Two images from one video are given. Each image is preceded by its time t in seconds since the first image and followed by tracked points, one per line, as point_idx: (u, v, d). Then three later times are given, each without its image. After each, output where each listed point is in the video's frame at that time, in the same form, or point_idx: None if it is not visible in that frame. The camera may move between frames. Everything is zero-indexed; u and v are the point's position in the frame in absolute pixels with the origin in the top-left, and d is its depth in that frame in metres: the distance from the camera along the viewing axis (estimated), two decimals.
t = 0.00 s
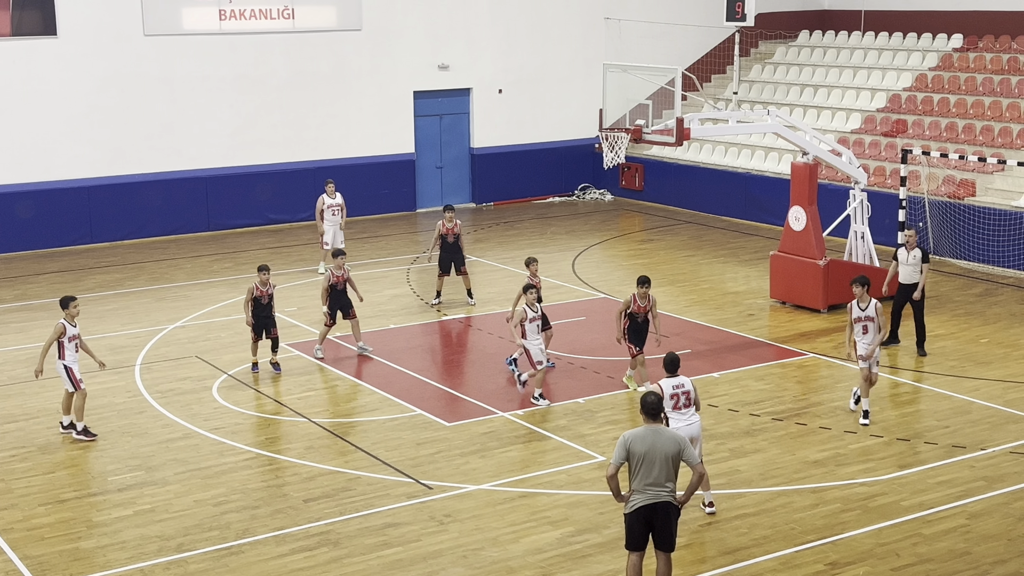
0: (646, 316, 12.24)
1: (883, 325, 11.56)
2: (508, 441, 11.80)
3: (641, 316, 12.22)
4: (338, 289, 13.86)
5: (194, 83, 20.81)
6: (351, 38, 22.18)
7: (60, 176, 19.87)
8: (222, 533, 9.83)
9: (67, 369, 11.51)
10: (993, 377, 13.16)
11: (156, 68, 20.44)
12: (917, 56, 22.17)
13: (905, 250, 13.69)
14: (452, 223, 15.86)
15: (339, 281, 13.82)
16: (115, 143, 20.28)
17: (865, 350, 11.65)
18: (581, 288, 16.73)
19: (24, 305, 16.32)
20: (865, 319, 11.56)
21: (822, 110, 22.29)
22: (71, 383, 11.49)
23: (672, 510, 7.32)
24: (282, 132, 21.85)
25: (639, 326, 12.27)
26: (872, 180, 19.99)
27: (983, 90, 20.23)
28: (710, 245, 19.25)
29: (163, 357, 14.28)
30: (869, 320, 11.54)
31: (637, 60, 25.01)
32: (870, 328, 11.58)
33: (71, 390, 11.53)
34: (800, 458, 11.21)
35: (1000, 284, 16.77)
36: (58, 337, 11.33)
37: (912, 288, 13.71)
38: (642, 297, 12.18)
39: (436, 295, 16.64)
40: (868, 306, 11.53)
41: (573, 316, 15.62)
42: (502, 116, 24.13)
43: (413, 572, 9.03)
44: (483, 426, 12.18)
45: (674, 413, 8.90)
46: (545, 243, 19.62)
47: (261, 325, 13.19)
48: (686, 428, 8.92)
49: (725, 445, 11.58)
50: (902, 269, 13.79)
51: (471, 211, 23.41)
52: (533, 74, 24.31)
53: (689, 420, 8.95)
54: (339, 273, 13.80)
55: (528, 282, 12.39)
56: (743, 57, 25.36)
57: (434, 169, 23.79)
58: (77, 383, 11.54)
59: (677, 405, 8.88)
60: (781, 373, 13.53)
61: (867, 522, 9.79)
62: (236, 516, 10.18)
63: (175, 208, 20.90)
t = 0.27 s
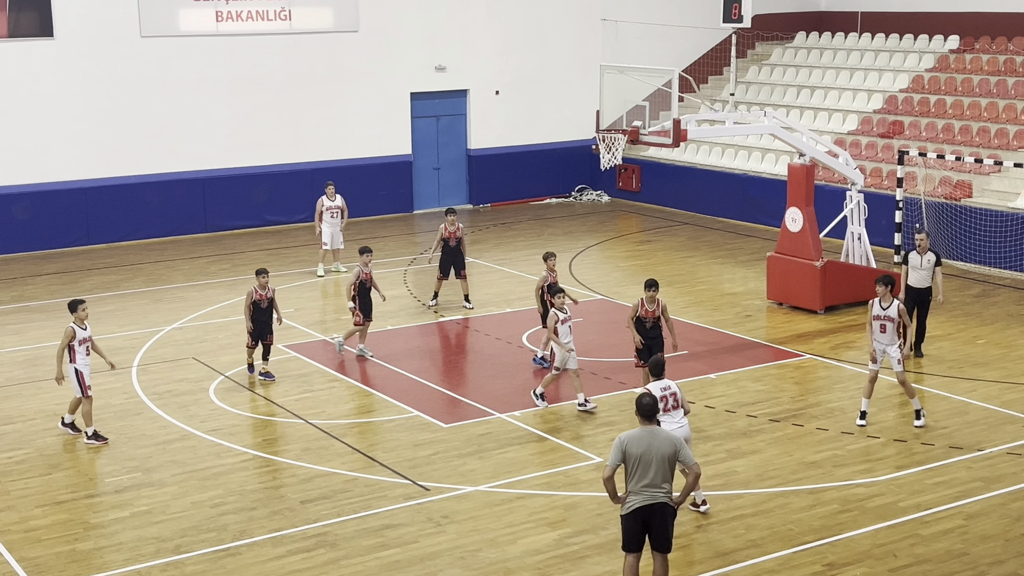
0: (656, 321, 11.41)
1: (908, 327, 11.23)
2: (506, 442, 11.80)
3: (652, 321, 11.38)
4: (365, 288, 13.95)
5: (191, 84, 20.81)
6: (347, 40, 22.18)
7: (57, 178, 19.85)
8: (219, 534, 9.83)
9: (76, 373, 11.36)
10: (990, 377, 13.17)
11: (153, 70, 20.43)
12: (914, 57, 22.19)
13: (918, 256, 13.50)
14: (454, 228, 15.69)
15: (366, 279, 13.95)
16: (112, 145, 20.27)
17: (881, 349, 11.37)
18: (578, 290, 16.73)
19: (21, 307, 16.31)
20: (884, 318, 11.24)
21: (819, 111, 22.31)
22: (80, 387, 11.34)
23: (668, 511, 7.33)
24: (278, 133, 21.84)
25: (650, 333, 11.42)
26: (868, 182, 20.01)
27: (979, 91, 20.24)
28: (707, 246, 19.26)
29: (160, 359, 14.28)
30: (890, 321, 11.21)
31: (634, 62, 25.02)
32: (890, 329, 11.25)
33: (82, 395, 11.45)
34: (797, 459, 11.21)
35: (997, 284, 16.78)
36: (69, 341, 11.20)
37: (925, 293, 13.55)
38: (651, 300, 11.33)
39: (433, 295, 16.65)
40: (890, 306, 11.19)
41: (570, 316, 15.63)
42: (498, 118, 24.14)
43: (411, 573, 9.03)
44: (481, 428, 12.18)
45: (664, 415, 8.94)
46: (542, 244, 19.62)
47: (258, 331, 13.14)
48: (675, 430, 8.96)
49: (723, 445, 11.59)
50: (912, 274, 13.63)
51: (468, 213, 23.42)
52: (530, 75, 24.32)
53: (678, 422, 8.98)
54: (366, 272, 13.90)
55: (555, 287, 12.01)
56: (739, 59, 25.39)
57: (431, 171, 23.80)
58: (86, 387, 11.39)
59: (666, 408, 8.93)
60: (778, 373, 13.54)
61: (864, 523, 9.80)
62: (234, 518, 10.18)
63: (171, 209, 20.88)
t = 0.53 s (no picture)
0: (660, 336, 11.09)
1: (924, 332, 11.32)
2: (501, 444, 11.81)
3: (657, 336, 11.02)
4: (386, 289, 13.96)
5: (185, 86, 20.80)
6: (342, 42, 22.18)
7: (51, 180, 19.83)
8: (214, 537, 9.82)
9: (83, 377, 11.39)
10: (984, 379, 13.19)
11: (147, 72, 20.41)
12: (908, 60, 22.22)
13: (922, 263, 13.06)
14: (452, 228, 15.81)
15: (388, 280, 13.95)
16: (107, 147, 20.25)
17: (898, 351, 11.43)
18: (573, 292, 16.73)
19: (15, 310, 16.28)
20: (901, 322, 11.36)
21: (814, 114, 22.34)
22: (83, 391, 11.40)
23: (663, 513, 7.32)
24: (273, 135, 21.83)
25: (653, 347, 11.08)
26: (862, 184, 20.04)
27: (974, 93, 20.26)
28: (701, 249, 19.27)
29: (155, 361, 14.26)
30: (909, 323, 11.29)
31: (629, 64, 25.04)
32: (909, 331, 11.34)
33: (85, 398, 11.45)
34: (792, 461, 11.22)
35: (991, 287, 16.80)
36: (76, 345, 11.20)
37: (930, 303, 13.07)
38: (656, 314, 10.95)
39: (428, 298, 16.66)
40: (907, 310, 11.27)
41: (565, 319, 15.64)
42: (493, 120, 24.14)
43: None
44: (476, 430, 12.18)
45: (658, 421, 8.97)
46: (536, 247, 19.63)
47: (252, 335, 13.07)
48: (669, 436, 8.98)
49: (717, 448, 11.59)
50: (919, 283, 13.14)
51: (463, 215, 23.42)
52: (524, 78, 24.32)
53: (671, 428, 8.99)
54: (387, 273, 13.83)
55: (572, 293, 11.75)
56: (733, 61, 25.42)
57: (426, 173, 23.79)
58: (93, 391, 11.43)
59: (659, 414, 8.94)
60: (773, 375, 13.56)
61: (859, 525, 9.80)
62: (228, 521, 10.17)
63: (166, 212, 20.87)
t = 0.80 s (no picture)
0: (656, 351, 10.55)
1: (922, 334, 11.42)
2: (493, 448, 11.80)
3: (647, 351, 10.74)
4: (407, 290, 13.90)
5: (177, 90, 20.78)
6: (334, 45, 22.17)
7: (43, 184, 19.79)
8: (206, 542, 9.80)
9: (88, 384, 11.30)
10: (976, 382, 13.21)
11: (139, 76, 20.39)
12: (900, 63, 22.27)
13: (924, 267, 12.84)
14: (444, 232, 15.85)
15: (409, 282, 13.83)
16: (99, 151, 20.22)
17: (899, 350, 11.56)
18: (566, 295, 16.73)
19: (7, 314, 16.25)
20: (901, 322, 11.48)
21: (806, 117, 22.37)
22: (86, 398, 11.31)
23: (655, 517, 7.31)
24: (265, 139, 21.81)
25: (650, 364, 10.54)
26: (854, 187, 20.07)
27: (965, 97, 20.30)
28: (694, 252, 19.29)
29: (146, 366, 14.23)
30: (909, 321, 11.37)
31: (621, 68, 25.06)
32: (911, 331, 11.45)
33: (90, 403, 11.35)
34: (785, 465, 11.23)
35: (983, 289, 16.85)
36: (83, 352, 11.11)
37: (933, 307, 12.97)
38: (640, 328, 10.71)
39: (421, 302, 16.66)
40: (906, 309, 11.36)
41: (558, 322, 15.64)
42: (486, 124, 24.15)
43: None
44: (469, 434, 12.17)
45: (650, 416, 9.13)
46: (529, 250, 19.63)
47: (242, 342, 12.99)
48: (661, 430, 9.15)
49: (710, 451, 11.60)
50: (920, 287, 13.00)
51: (455, 219, 23.42)
52: (517, 81, 24.33)
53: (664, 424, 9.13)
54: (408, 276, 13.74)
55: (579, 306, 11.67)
56: (725, 65, 25.48)
57: (419, 177, 23.79)
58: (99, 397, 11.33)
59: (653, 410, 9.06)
60: (765, 379, 13.57)
61: (852, 528, 9.81)
62: (220, 525, 10.15)
63: (158, 216, 20.84)
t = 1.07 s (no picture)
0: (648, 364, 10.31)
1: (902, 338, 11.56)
2: (484, 453, 11.79)
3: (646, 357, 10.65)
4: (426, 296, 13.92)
5: (167, 95, 20.76)
6: (324, 51, 22.18)
7: (32, 189, 19.75)
8: (196, 548, 9.78)
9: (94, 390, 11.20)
10: (965, 387, 13.24)
11: (129, 81, 20.37)
12: (889, 69, 22.34)
13: (923, 274, 12.88)
14: (442, 240, 15.44)
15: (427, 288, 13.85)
16: (88, 156, 20.18)
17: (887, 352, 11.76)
18: (556, 300, 16.73)
19: None
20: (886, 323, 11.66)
21: (795, 122, 22.42)
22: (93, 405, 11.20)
23: (644, 522, 7.32)
24: (255, 144, 21.79)
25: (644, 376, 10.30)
26: (844, 192, 20.12)
27: (954, 102, 20.36)
28: (684, 257, 19.31)
29: (136, 371, 14.20)
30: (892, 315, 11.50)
31: (611, 73, 25.09)
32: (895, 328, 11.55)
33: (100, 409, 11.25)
34: (775, 469, 11.24)
35: (972, 294, 16.89)
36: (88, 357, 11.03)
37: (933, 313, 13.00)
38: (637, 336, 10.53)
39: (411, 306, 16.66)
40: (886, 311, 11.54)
41: (548, 327, 15.65)
42: (476, 129, 24.16)
43: None
44: (459, 439, 12.16)
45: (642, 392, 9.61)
46: (519, 255, 19.63)
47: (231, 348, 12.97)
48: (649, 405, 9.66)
49: (700, 455, 11.61)
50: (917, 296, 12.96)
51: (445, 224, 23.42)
52: (507, 87, 24.35)
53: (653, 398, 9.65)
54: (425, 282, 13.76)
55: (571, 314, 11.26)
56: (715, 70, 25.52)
57: (409, 182, 23.78)
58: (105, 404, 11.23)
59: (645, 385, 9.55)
60: (755, 383, 13.58)
61: (842, 532, 9.82)
62: (210, 531, 10.13)
63: (147, 221, 20.80)
